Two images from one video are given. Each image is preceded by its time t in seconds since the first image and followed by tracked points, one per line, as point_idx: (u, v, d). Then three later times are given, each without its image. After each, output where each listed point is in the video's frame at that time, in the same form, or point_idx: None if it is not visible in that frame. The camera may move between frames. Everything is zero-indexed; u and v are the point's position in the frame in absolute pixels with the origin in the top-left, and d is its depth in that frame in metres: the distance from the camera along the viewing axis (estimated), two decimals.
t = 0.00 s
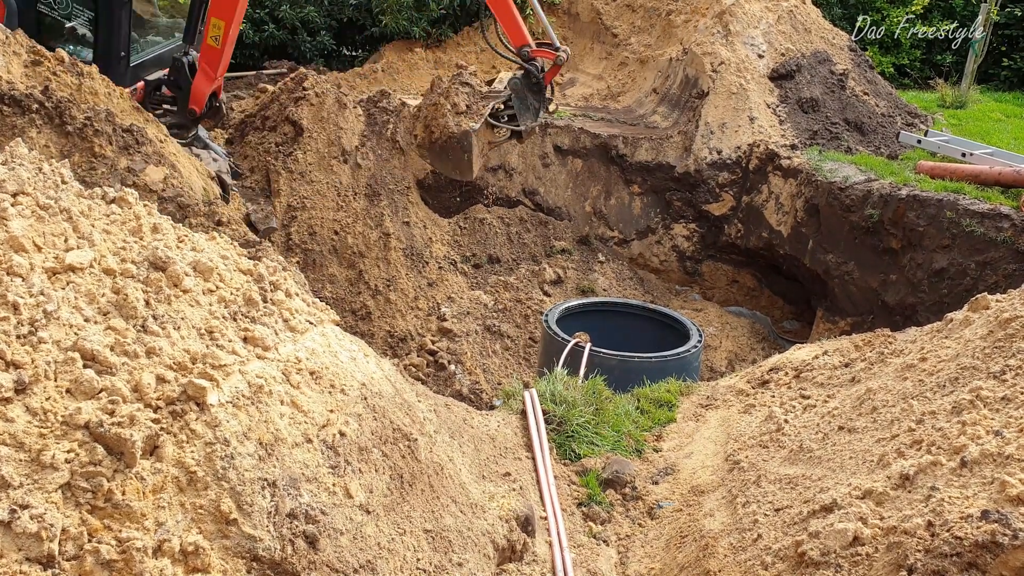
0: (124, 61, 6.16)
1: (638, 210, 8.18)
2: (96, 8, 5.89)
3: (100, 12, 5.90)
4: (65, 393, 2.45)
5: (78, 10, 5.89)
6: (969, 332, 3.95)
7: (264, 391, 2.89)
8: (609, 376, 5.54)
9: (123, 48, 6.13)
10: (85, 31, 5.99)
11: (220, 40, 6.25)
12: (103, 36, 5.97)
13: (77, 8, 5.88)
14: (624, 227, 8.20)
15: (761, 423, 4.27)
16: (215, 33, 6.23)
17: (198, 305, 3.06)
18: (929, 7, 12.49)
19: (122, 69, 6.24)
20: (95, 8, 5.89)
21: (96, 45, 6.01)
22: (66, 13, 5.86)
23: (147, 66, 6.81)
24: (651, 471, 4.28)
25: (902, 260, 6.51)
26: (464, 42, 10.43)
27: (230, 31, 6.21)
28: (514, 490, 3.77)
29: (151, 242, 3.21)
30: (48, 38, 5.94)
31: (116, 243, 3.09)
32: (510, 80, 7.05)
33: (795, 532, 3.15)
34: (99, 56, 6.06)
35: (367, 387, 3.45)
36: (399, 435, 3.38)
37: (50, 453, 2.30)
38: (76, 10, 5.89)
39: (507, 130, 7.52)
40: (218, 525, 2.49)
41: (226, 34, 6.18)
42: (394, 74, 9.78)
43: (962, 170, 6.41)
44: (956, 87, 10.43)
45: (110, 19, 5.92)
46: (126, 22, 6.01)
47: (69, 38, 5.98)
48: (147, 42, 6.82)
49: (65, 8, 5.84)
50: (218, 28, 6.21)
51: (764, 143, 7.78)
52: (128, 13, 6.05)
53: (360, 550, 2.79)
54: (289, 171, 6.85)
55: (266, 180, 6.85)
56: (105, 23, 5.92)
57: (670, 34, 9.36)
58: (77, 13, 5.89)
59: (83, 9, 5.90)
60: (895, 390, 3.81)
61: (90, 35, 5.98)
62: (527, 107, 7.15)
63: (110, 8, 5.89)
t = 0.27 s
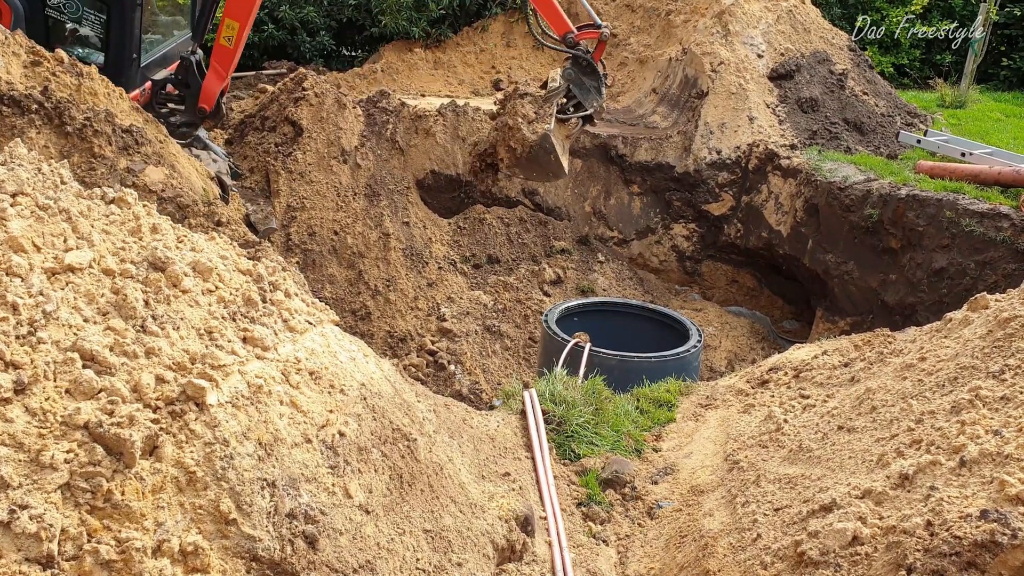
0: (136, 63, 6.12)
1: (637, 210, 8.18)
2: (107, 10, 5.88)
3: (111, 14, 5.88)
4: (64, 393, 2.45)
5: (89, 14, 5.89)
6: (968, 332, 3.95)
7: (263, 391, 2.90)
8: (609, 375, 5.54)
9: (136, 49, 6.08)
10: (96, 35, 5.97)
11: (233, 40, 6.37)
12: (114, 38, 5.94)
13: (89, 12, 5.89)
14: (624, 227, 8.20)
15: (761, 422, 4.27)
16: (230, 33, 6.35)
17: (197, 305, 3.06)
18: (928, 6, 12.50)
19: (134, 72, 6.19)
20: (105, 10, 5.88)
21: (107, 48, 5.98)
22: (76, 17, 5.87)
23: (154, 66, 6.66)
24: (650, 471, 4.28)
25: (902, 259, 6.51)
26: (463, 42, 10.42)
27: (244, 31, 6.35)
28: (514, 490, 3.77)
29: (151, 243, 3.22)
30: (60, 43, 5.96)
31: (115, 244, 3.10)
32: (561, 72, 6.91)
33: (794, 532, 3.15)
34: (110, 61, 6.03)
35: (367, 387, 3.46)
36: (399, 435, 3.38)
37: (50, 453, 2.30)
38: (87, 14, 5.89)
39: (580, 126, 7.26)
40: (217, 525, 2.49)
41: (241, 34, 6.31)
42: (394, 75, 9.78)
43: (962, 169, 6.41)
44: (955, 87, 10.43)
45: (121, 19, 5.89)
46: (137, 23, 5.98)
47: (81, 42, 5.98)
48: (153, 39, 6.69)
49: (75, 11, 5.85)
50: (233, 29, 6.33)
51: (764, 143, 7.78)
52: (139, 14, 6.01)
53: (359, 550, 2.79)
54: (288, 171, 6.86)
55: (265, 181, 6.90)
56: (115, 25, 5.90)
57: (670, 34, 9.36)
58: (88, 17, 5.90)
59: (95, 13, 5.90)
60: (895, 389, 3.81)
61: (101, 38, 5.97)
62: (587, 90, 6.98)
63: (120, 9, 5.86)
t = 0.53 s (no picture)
0: (142, 63, 6.13)
1: (637, 209, 8.18)
2: (113, 10, 5.89)
3: (116, 14, 5.89)
4: (65, 393, 2.45)
5: (94, 14, 5.88)
6: (969, 331, 3.95)
7: (263, 391, 2.90)
8: (609, 375, 5.53)
9: (142, 50, 6.09)
10: (101, 35, 5.97)
11: (240, 40, 6.57)
12: (120, 38, 5.95)
13: (94, 13, 5.88)
14: (624, 226, 8.20)
15: (761, 422, 4.27)
16: (238, 33, 6.55)
17: (197, 305, 3.06)
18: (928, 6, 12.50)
19: (139, 72, 6.20)
20: (111, 10, 5.88)
21: (113, 49, 5.98)
22: (82, 19, 5.85)
23: (158, 65, 6.61)
24: (651, 471, 4.28)
25: (902, 259, 6.51)
26: (463, 41, 10.41)
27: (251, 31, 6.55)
28: (514, 490, 3.77)
29: (151, 243, 3.22)
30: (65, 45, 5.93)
31: (116, 243, 3.10)
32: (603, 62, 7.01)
33: (794, 531, 3.15)
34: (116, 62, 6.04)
35: (367, 387, 3.46)
36: (399, 434, 3.38)
37: (50, 453, 2.30)
38: (92, 15, 5.88)
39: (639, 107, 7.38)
40: (218, 524, 2.49)
41: (249, 34, 6.53)
42: (394, 74, 9.77)
43: (962, 169, 6.42)
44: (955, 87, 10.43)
45: (126, 19, 5.91)
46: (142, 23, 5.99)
47: (86, 43, 5.97)
48: (156, 39, 6.64)
49: (80, 12, 5.83)
50: (242, 29, 6.54)
51: (764, 142, 7.77)
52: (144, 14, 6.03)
53: (359, 550, 2.79)
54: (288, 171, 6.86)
55: (266, 181, 6.87)
56: (123, 25, 5.92)
57: (670, 34, 9.35)
58: (92, 18, 5.89)
59: (100, 13, 5.90)
60: (895, 389, 3.81)
61: (107, 38, 5.97)
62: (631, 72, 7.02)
63: (126, 9, 5.87)
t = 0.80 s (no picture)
0: (144, 63, 6.14)
1: (637, 209, 8.20)
2: (114, 10, 5.91)
3: (118, 13, 5.92)
4: (65, 393, 2.45)
5: (95, 15, 5.89)
6: (969, 331, 3.94)
7: (264, 391, 2.90)
8: (609, 375, 5.53)
9: (143, 49, 6.10)
10: (101, 35, 5.98)
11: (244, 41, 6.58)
12: (122, 38, 5.97)
13: (94, 13, 5.88)
14: (624, 226, 8.21)
15: (761, 422, 4.27)
16: (242, 34, 6.55)
17: (197, 305, 3.06)
18: (928, 5, 12.49)
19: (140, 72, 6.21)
20: (112, 10, 5.90)
21: (115, 49, 6.00)
22: (83, 19, 5.84)
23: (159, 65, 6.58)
24: (651, 470, 4.28)
25: (902, 259, 6.51)
26: (463, 41, 10.41)
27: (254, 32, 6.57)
28: (514, 490, 3.77)
29: (151, 242, 3.22)
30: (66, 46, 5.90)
31: (116, 243, 3.10)
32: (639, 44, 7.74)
33: (794, 531, 3.15)
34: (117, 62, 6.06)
35: (367, 387, 3.45)
36: (399, 434, 3.38)
37: (50, 453, 2.30)
38: (93, 16, 5.89)
39: (689, 75, 8.01)
40: (218, 524, 2.49)
41: (253, 35, 6.53)
42: (394, 74, 9.76)
43: (962, 168, 6.42)
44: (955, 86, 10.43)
45: (128, 19, 5.93)
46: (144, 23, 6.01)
47: (87, 43, 5.97)
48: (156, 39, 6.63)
49: (80, 12, 5.81)
50: (246, 30, 6.55)
51: (764, 142, 7.77)
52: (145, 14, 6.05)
53: (359, 550, 2.79)
54: (288, 170, 6.86)
55: (266, 181, 6.89)
56: (124, 26, 5.94)
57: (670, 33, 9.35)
58: (93, 18, 5.89)
59: (101, 13, 5.91)
60: (895, 388, 3.81)
61: (108, 38, 5.98)
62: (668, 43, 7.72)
63: (128, 9, 5.89)
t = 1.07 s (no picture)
0: (144, 63, 6.15)
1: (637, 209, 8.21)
2: (114, 10, 5.90)
3: (118, 14, 5.92)
4: (64, 393, 2.45)
5: (95, 15, 5.89)
6: (969, 331, 3.94)
7: (263, 391, 2.90)
8: (609, 375, 5.53)
9: (143, 49, 6.11)
10: (101, 35, 5.97)
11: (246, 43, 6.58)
12: (122, 38, 5.97)
13: (95, 13, 5.88)
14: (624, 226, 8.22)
15: (761, 422, 4.27)
16: (244, 36, 6.55)
17: (197, 305, 3.06)
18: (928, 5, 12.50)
19: (140, 72, 6.21)
20: (112, 11, 5.90)
21: (116, 49, 6.00)
22: (83, 19, 5.84)
23: (159, 65, 6.57)
24: (650, 470, 4.28)
25: (902, 258, 6.51)
26: (463, 41, 10.41)
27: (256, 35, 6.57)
28: (514, 490, 3.77)
29: (151, 243, 3.22)
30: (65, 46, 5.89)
31: (115, 244, 3.10)
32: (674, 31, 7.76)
33: (794, 531, 3.15)
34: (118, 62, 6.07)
35: (367, 387, 3.45)
36: (399, 434, 3.38)
37: (49, 453, 2.29)
38: (93, 17, 5.88)
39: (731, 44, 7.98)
40: (217, 524, 2.49)
41: (255, 38, 6.52)
42: (394, 74, 9.76)
43: (962, 168, 6.42)
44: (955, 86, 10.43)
45: (129, 19, 5.92)
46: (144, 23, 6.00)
47: (87, 43, 5.96)
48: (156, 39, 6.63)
49: (80, 12, 5.80)
50: (248, 33, 6.54)
51: (763, 142, 7.77)
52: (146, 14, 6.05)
53: (359, 550, 2.79)
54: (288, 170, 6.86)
55: (266, 181, 6.88)
56: (125, 26, 5.94)
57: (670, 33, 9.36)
58: (93, 18, 5.89)
59: (101, 14, 5.91)
60: (895, 389, 3.81)
61: (108, 38, 5.98)
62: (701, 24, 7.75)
63: (128, 9, 5.88)
